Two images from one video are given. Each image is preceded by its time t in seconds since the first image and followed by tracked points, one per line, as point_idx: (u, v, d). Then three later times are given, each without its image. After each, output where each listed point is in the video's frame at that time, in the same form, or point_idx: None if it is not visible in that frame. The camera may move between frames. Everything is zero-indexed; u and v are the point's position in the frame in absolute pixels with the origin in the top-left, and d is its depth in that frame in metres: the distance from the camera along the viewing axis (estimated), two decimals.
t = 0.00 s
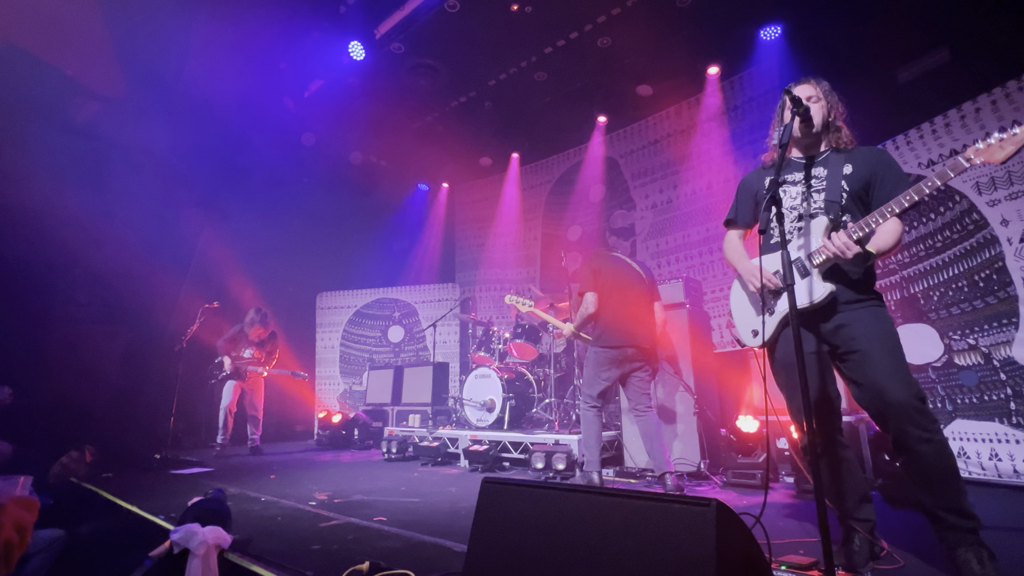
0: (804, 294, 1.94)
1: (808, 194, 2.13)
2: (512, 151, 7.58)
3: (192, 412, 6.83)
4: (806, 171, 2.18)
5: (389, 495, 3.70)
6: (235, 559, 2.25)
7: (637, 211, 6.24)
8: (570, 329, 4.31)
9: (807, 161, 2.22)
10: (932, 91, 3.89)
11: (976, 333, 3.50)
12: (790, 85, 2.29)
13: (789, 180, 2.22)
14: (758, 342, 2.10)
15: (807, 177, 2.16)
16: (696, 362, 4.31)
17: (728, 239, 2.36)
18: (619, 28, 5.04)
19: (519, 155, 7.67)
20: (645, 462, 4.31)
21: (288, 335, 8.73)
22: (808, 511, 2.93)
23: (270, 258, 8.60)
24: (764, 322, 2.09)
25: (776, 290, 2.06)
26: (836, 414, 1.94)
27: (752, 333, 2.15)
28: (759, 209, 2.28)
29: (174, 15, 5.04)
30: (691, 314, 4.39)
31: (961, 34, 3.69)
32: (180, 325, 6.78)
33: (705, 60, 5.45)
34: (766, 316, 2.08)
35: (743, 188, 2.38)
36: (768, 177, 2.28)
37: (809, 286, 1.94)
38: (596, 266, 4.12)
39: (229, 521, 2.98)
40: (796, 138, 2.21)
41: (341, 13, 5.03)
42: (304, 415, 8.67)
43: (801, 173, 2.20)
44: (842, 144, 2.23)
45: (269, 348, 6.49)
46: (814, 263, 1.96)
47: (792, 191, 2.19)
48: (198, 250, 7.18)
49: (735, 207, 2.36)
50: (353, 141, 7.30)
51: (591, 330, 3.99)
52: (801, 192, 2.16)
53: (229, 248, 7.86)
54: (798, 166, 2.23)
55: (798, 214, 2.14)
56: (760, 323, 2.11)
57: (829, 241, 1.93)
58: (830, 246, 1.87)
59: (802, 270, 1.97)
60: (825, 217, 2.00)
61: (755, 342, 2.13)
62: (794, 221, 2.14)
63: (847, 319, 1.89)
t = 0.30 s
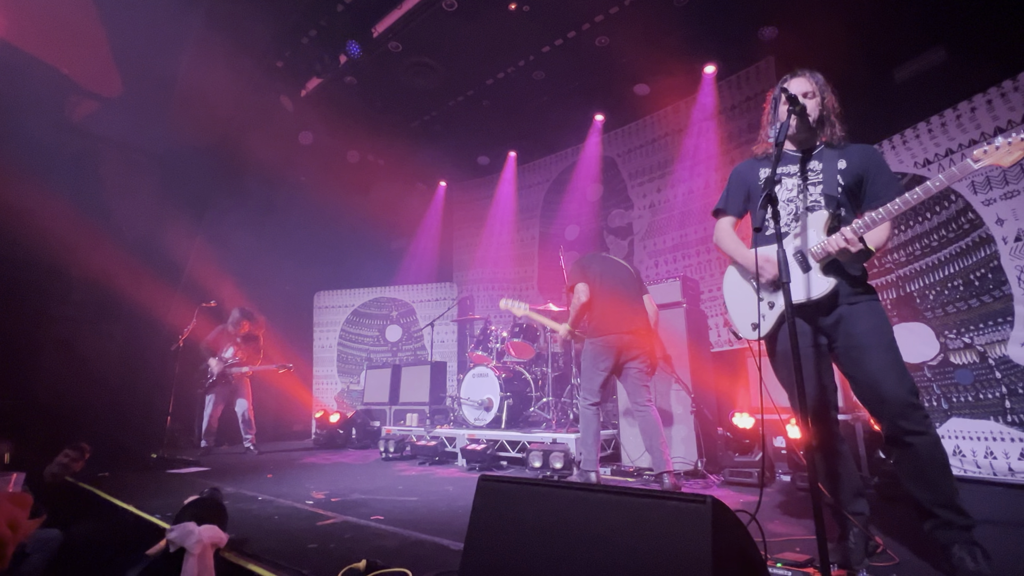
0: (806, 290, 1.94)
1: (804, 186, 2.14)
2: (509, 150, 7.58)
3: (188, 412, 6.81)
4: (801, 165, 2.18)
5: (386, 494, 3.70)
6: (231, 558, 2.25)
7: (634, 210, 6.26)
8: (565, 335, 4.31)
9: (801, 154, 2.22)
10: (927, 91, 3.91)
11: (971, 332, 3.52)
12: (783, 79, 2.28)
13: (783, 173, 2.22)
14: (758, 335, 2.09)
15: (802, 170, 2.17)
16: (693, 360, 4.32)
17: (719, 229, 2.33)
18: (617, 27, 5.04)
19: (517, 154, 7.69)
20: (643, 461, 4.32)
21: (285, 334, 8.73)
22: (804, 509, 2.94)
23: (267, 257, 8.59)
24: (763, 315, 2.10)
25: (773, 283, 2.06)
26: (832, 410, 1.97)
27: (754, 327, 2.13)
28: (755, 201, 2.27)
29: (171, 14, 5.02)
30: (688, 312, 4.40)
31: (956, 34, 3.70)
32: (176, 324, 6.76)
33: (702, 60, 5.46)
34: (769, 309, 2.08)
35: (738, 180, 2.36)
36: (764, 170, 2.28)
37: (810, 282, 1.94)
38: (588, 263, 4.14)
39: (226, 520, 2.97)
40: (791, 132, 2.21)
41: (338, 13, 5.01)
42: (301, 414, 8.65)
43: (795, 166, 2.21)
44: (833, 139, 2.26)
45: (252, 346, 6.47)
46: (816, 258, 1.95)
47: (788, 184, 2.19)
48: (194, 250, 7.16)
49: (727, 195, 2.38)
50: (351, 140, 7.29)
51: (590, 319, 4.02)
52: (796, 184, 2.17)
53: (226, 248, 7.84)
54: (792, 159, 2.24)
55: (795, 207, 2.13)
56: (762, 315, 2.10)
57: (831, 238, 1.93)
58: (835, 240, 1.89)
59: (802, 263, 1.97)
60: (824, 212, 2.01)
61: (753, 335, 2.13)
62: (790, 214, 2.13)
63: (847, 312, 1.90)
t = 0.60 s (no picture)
0: (818, 295, 1.94)
1: (804, 187, 2.15)
2: (507, 152, 7.58)
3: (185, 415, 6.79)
4: (800, 166, 2.19)
5: (384, 497, 3.69)
6: (229, 560, 2.24)
7: (632, 212, 6.27)
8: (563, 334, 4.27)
9: (799, 155, 2.22)
10: (924, 94, 3.93)
11: (968, 334, 3.53)
12: (780, 78, 2.28)
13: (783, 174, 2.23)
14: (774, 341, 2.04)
15: (801, 170, 2.19)
16: (691, 364, 4.33)
17: (719, 228, 2.32)
18: (615, 29, 5.05)
19: (515, 155, 7.66)
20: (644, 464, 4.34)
21: (283, 337, 8.72)
22: (803, 511, 2.94)
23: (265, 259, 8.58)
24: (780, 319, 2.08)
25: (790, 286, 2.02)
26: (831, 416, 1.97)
27: (768, 332, 2.09)
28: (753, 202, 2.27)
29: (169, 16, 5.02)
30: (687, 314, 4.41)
31: (953, 37, 3.71)
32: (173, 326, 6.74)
33: (699, 61, 5.46)
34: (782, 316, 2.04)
35: (735, 176, 2.35)
36: (762, 170, 2.28)
37: (824, 286, 1.93)
38: (588, 265, 4.13)
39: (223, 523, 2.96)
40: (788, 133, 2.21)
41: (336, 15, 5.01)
42: (299, 416, 8.64)
43: (794, 167, 2.22)
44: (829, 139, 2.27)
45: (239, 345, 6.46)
46: (826, 262, 1.96)
47: (788, 185, 2.20)
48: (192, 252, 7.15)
49: (726, 196, 2.34)
50: (349, 142, 7.29)
51: (592, 319, 3.98)
52: (795, 184, 2.18)
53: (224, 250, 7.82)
54: (790, 159, 2.24)
55: (796, 208, 2.14)
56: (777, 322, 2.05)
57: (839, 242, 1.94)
58: (844, 243, 1.90)
59: (816, 268, 1.96)
60: (829, 214, 2.02)
61: (771, 341, 2.07)
62: (791, 215, 2.16)
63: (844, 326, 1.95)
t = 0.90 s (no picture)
0: (833, 295, 1.93)
1: (806, 186, 2.15)
2: (506, 151, 7.55)
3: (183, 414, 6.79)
4: (800, 166, 2.20)
5: (383, 496, 3.70)
6: (228, 559, 2.25)
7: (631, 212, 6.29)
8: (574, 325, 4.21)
9: (798, 155, 2.23)
10: (922, 94, 3.93)
11: (966, 334, 3.53)
12: (777, 78, 2.29)
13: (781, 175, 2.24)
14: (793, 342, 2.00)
15: (802, 169, 2.19)
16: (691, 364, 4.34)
17: (721, 229, 2.29)
18: (614, 30, 5.06)
19: (513, 154, 7.60)
20: (643, 463, 4.36)
21: (282, 336, 8.72)
22: (801, 510, 2.95)
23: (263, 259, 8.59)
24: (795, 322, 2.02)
25: (803, 288, 2.01)
26: (831, 415, 1.97)
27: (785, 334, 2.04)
28: (753, 202, 2.26)
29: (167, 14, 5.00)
30: (686, 314, 4.42)
31: (951, 36, 3.71)
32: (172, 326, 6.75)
33: (696, 60, 5.45)
34: (799, 314, 2.01)
35: (734, 176, 2.34)
36: (761, 171, 2.28)
37: (838, 286, 1.93)
38: (605, 262, 4.15)
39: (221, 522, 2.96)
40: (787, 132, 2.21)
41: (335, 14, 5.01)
42: (298, 416, 8.64)
43: (793, 167, 2.22)
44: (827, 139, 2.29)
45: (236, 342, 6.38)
46: (838, 261, 1.96)
47: (788, 185, 2.20)
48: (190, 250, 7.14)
49: (722, 193, 2.34)
50: (348, 141, 7.28)
51: (610, 313, 3.99)
52: (797, 183, 2.17)
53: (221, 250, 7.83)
54: (790, 158, 2.24)
55: (799, 207, 2.15)
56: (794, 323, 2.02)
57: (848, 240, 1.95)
58: (857, 242, 1.89)
59: (830, 267, 1.96)
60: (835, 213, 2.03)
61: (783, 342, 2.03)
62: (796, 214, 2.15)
63: (844, 326, 1.97)
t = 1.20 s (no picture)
0: (836, 293, 1.93)
1: (808, 186, 2.15)
2: (505, 150, 7.53)
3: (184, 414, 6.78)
4: (801, 166, 2.20)
5: (382, 496, 3.69)
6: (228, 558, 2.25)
7: (631, 211, 6.29)
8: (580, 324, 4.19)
9: (799, 155, 2.23)
10: (923, 93, 3.93)
11: (967, 333, 3.53)
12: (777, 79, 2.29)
13: (783, 175, 2.24)
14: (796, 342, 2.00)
15: (803, 169, 2.19)
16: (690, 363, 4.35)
17: (726, 232, 2.29)
18: (615, 29, 5.05)
19: (512, 152, 7.56)
20: (643, 462, 4.37)
21: (282, 336, 8.73)
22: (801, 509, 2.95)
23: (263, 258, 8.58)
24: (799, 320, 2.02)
25: (807, 287, 2.02)
26: (831, 416, 1.98)
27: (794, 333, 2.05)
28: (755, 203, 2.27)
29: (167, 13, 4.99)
30: (686, 312, 4.43)
31: (952, 35, 3.71)
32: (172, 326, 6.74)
33: (695, 58, 5.44)
34: (802, 311, 2.01)
35: (736, 179, 2.34)
36: (762, 171, 2.28)
37: (842, 284, 1.93)
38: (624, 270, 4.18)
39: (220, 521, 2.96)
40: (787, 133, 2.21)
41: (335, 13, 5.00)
42: (298, 415, 8.64)
43: (794, 167, 2.22)
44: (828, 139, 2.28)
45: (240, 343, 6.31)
46: (842, 258, 1.95)
47: (789, 185, 2.20)
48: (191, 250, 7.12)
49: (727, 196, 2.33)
50: (348, 140, 7.28)
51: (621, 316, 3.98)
52: (798, 183, 2.17)
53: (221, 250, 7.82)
54: (792, 159, 2.24)
55: (801, 207, 2.14)
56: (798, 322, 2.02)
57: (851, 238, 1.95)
58: (859, 240, 1.89)
59: (833, 265, 1.96)
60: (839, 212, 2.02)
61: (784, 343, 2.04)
62: (798, 215, 2.15)
63: (844, 328, 1.96)
